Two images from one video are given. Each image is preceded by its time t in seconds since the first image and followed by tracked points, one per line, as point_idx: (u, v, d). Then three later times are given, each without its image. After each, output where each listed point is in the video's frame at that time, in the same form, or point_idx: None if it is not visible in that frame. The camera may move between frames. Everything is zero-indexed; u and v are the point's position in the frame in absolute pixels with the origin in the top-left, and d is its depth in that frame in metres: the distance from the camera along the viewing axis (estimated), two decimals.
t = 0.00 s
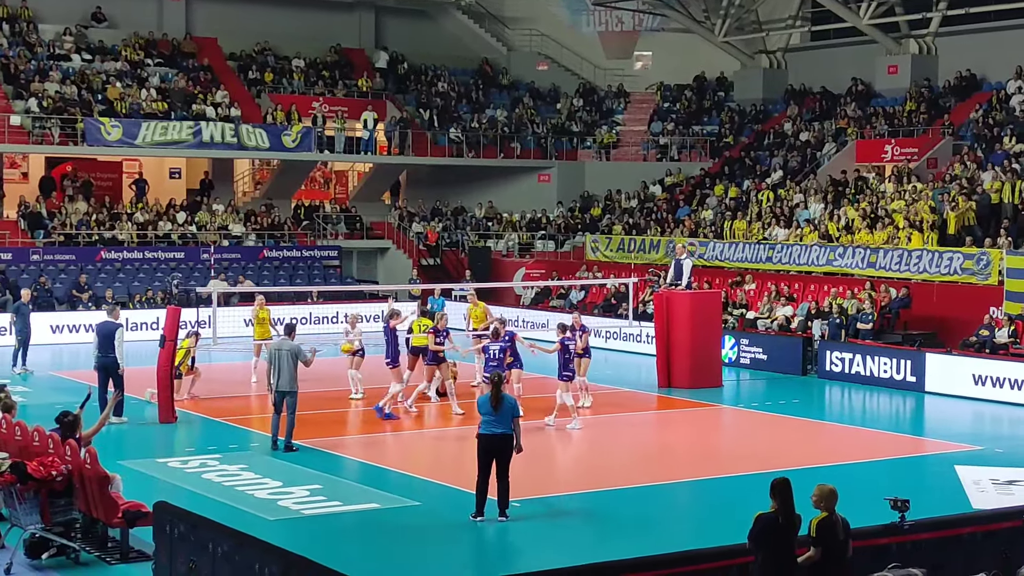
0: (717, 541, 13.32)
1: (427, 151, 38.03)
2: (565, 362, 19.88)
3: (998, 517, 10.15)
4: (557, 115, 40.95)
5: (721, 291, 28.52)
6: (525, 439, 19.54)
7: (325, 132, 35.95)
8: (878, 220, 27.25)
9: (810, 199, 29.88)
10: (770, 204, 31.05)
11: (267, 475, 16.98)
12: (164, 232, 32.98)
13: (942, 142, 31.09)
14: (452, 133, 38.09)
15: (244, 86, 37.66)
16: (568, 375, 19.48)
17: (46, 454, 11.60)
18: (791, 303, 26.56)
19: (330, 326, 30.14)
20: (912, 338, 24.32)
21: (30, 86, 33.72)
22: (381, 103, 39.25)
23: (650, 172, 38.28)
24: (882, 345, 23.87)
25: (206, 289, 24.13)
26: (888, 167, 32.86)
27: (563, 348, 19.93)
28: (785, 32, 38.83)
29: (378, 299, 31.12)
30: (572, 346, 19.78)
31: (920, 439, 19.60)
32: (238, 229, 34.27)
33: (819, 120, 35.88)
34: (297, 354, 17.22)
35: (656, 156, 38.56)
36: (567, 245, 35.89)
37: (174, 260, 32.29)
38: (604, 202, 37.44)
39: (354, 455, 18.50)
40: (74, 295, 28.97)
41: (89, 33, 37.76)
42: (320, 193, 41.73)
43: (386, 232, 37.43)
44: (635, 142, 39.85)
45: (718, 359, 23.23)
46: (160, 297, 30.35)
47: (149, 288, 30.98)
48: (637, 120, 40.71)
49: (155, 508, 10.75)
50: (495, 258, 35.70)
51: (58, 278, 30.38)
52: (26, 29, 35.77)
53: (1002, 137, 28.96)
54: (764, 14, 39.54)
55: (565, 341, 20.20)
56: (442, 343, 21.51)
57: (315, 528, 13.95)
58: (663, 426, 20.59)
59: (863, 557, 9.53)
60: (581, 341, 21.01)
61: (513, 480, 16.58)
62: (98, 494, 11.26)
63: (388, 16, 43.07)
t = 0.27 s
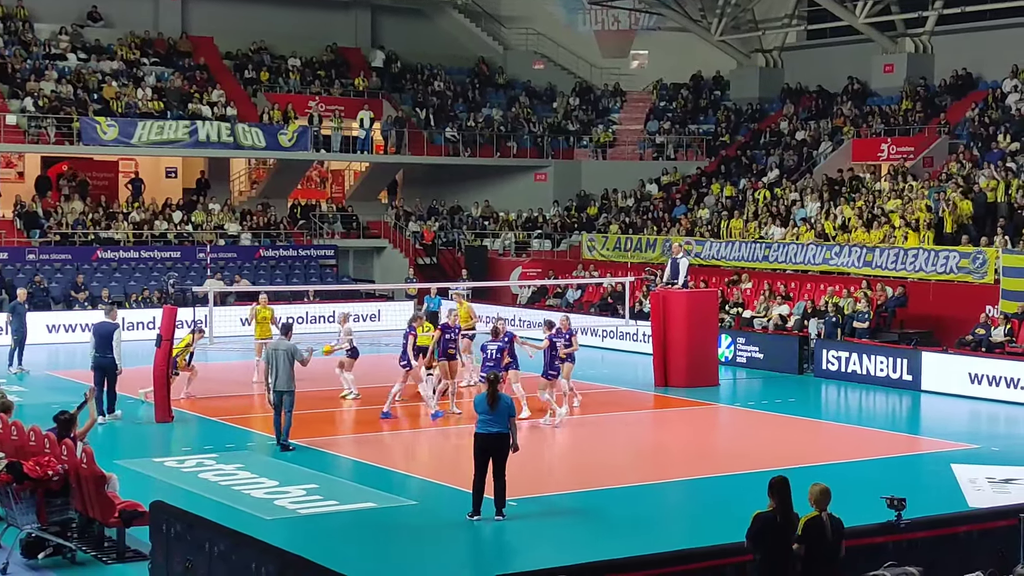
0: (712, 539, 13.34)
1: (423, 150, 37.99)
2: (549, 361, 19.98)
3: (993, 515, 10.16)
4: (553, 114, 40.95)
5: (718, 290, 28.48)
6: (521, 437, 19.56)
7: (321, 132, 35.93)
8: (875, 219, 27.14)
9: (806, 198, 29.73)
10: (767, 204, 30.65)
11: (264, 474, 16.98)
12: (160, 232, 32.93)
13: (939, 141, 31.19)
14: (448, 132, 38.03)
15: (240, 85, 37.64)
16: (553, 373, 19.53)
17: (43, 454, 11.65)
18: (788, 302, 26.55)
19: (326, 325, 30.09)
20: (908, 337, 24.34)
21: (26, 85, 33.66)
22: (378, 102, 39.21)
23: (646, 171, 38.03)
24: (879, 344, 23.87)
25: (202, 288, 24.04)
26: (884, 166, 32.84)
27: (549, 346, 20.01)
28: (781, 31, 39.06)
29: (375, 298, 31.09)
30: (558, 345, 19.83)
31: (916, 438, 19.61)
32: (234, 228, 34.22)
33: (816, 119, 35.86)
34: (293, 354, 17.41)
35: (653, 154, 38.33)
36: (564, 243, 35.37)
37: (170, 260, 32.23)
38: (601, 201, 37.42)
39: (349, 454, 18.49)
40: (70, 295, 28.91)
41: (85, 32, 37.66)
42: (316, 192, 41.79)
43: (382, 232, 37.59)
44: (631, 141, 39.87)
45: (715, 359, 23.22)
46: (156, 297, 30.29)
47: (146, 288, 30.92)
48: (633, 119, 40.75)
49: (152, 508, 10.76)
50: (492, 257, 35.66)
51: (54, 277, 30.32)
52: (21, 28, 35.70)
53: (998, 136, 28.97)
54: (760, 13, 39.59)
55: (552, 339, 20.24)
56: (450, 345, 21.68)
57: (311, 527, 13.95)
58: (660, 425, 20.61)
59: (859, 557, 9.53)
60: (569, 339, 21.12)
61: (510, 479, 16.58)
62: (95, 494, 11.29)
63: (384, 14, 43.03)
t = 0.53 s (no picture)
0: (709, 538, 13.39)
1: (420, 150, 38.06)
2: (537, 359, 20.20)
3: (990, 512, 10.22)
4: (550, 114, 40.97)
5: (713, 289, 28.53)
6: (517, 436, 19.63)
7: (319, 131, 35.99)
8: (871, 219, 27.25)
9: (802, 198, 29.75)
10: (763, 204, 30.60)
11: (261, 473, 17.06)
12: (158, 231, 32.95)
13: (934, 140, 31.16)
14: (445, 132, 38.06)
15: (238, 85, 37.63)
16: (538, 371, 19.67)
17: (40, 453, 11.82)
18: (783, 301, 26.62)
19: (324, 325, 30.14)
20: (903, 336, 24.44)
21: (24, 85, 33.69)
22: (375, 102, 39.28)
23: (642, 170, 38.21)
24: (874, 342, 23.97)
25: (200, 288, 24.10)
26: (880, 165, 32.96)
27: (536, 344, 20.20)
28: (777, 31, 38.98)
29: (372, 298, 31.11)
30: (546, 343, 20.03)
31: (912, 437, 19.71)
32: (232, 228, 34.25)
33: (811, 119, 35.89)
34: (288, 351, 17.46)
35: (649, 154, 38.51)
36: (561, 242, 35.35)
37: (168, 260, 32.23)
38: (597, 201, 37.45)
39: (345, 453, 18.53)
40: (69, 294, 28.93)
41: (83, 33, 37.66)
42: (314, 192, 41.82)
43: (380, 231, 37.62)
44: (627, 141, 39.98)
45: (711, 357, 23.32)
46: (154, 297, 30.31)
47: (144, 287, 30.94)
48: (630, 119, 40.94)
49: (150, 507, 10.82)
50: (489, 256, 35.66)
51: (52, 277, 30.34)
52: (19, 28, 35.74)
53: (992, 136, 29.09)
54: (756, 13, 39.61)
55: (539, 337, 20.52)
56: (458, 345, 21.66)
57: (308, 526, 14.01)
58: (656, 423, 20.69)
59: (856, 554, 9.59)
60: (555, 334, 21.55)
61: (506, 478, 16.64)
62: (92, 493, 11.42)
63: (381, 15, 43.08)
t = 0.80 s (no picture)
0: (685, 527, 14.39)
1: (420, 155, 39.12)
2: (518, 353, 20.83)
3: (966, 500, 10.89)
4: (545, 120, 42.05)
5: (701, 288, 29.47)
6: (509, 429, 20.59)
7: (323, 137, 37.03)
8: (852, 220, 28.24)
9: (785, 201, 30.91)
10: (747, 205, 32.03)
11: (267, 465, 18.08)
12: (168, 233, 34.02)
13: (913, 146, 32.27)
14: (444, 138, 39.21)
15: (245, 92, 38.63)
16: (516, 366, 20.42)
17: (55, 445, 12.95)
18: (769, 299, 27.60)
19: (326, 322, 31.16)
20: (882, 331, 25.33)
21: (40, 93, 34.92)
22: (377, 109, 40.38)
23: (632, 174, 39.40)
24: (855, 338, 24.93)
25: (209, 287, 25.11)
26: (860, 170, 33.92)
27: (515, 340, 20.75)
28: (761, 40, 40.06)
29: (374, 297, 32.11)
30: (525, 339, 20.69)
31: (891, 429, 20.68)
32: (240, 230, 35.30)
33: (794, 125, 36.94)
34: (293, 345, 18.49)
35: (639, 159, 39.67)
36: (555, 244, 36.83)
37: (178, 260, 33.24)
38: (590, 204, 38.50)
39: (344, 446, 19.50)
40: (84, 293, 29.93)
41: (97, 43, 38.76)
42: (318, 195, 42.52)
43: (381, 232, 38.51)
44: (619, 146, 41.08)
45: (699, 353, 24.31)
46: (165, 296, 31.30)
47: (155, 286, 31.94)
48: (621, 125, 42.00)
49: (160, 497, 11.76)
50: (485, 257, 36.63)
51: (67, 277, 31.34)
52: (35, 39, 36.88)
53: (968, 141, 30.23)
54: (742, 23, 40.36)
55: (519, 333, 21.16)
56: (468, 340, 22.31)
57: (312, 516, 14.98)
58: (646, 417, 21.69)
59: (841, 543, 10.30)
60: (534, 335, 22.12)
61: (500, 470, 17.60)
62: (106, 483, 12.41)
63: (383, 26, 44.08)
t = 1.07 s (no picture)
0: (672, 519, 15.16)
1: (422, 161, 40.27)
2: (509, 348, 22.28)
3: (946, 491, 10.77)
4: (541, 129, 43.30)
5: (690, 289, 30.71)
6: (501, 424, 21.74)
7: (330, 145, 38.20)
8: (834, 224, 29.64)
9: (769, 206, 32.19)
10: (734, 210, 33.38)
11: (277, 458, 19.24)
12: (182, 236, 35.06)
13: (891, 152, 33.14)
14: (445, 145, 40.34)
15: (255, 102, 39.82)
16: (508, 360, 21.89)
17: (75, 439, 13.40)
18: (755, 299, 28.78)
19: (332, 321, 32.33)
20: (864, 330, 26.37)
21: (59, 103, 36.14)
22: (381, 118, 41.58)
23: (625, 180, 40.68)
24: (837, 337, 26.09)
25: (221, 288, 26.24)
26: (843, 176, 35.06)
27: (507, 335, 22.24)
28: (747, 53, 41.45)
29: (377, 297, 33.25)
30: (516, 334, 22.13)
31: (872, 423, 21.85)
32: (250, 233, 36.43)
33: (778, 133, 38.24)
34: (302, 342, 19.67)
35: (630, 165, 40.90)
36: (550, 246, 37.74)
37: (191, 263, 34.33)
38: (584, 208, 39.67)
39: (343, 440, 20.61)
40: (101, 294, 31.02)
41: (114, 55, 39.73)
42: (325, 201, 43.86)
43: (386, 236, 39.42)
44: (612, 153, 42.30)
45: (688, 351, 25.43)
46: (178, 296, 32.41)
47: (169, 287, 33.06)
48: (614, 133, 43.26)
49: (175, 487, 12.06)
50: (485, 259, 37.77)
51: (85, 278, 32.36)
52: (54, 51, 37.95)
53: (945, 148, 31.31)
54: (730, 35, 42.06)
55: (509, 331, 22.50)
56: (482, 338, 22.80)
57: (321, 507, 16.09)
58: (639, 411, 22.86)
59: (820, 532, 10.22)
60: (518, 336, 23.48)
61: (492, 462, 18.80)
62: (123, 475, 12.73)
63: (386, 38, 45.18)
